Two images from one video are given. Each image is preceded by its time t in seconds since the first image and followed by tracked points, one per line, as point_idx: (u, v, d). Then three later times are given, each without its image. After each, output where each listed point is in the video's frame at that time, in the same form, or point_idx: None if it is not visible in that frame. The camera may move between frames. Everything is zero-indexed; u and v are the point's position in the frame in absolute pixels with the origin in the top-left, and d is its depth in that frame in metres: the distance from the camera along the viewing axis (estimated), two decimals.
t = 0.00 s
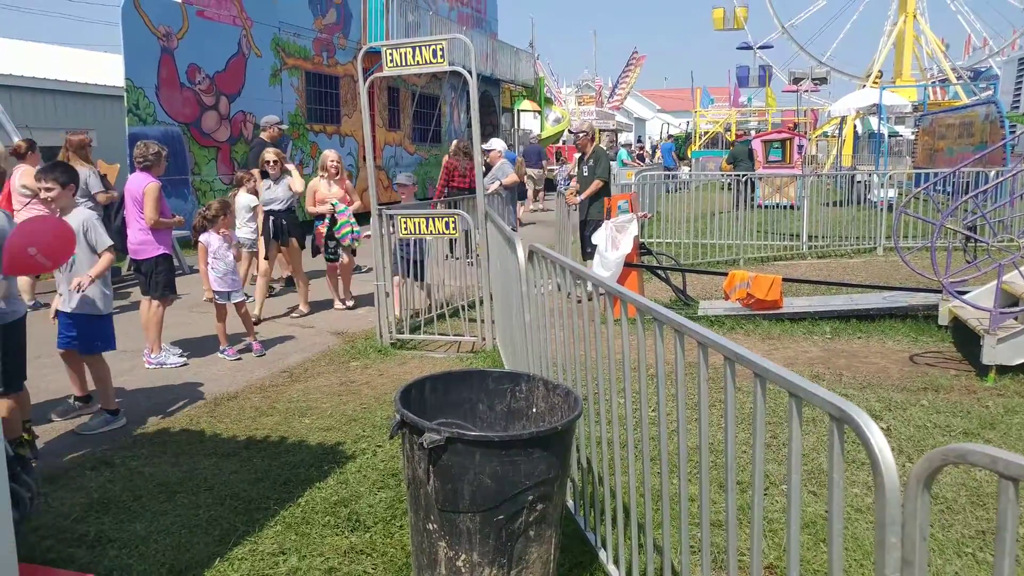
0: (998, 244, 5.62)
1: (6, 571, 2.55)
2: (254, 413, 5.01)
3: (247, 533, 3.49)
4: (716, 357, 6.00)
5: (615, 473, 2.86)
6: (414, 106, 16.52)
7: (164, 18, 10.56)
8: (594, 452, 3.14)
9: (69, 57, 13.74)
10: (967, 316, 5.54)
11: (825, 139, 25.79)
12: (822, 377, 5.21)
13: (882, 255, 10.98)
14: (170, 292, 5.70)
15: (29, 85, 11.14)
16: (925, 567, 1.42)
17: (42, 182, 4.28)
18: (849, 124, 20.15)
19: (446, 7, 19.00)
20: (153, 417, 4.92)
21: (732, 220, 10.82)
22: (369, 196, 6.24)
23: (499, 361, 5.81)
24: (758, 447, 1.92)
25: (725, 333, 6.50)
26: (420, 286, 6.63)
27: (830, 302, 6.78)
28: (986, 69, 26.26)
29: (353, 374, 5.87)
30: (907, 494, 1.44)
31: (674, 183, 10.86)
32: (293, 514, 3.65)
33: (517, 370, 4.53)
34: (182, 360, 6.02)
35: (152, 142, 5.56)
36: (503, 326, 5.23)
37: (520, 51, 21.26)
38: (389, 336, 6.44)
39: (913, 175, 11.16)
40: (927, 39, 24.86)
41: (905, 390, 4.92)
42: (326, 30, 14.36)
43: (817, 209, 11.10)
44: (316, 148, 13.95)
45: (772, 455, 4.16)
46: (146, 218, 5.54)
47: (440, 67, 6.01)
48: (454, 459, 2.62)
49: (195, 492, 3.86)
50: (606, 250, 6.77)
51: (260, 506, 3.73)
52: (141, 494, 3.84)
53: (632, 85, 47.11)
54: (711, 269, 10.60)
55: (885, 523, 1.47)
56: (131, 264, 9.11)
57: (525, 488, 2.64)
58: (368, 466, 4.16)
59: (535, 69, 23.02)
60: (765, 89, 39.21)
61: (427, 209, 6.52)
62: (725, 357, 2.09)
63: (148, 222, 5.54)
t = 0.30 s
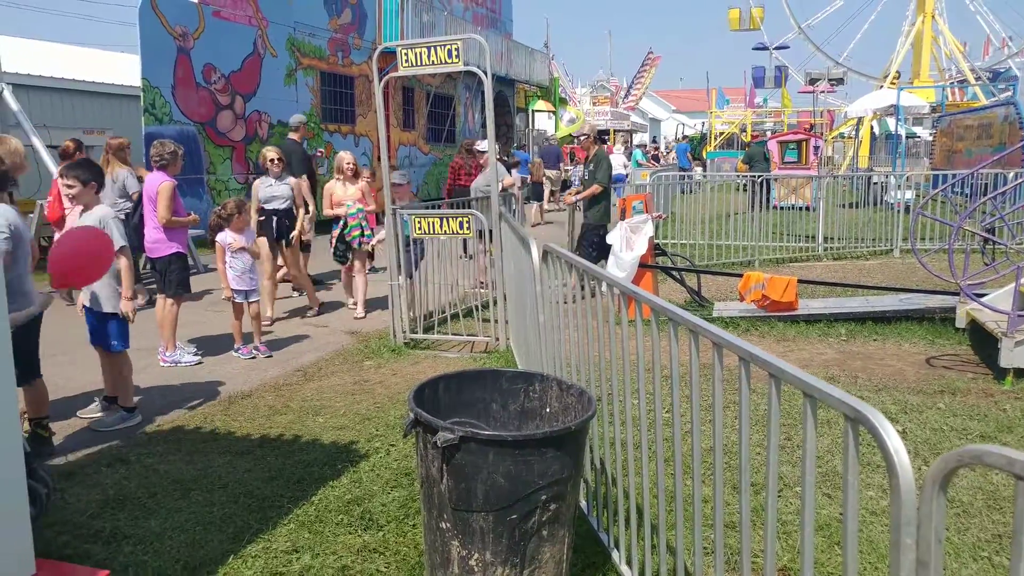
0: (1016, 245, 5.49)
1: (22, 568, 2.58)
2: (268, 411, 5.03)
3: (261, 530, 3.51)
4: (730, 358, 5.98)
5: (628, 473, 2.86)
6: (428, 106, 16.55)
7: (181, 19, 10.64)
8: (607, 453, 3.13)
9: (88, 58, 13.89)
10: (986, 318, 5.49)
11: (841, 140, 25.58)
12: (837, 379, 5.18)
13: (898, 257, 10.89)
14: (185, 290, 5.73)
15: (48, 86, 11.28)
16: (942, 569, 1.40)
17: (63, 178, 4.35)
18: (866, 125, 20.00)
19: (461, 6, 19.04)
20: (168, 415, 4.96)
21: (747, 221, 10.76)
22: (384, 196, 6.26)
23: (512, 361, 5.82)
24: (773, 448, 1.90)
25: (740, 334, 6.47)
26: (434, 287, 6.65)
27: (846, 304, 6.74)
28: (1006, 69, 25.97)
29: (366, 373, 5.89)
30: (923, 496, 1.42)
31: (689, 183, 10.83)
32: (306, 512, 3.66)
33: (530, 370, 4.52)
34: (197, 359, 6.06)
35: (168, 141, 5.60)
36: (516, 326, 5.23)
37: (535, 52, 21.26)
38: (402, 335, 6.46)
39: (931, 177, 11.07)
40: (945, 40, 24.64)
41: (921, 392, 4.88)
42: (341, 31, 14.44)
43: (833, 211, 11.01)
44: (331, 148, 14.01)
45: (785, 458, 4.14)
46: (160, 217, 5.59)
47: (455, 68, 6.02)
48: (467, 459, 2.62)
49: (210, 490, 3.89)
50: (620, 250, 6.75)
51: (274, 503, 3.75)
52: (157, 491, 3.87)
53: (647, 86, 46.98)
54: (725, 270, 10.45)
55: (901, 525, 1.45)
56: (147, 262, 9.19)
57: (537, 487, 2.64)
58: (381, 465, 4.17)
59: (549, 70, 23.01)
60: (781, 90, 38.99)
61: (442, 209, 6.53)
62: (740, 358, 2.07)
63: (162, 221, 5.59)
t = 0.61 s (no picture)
0: None
1: (32, 566, 2.61)
2: (277, 411, 5.06)
3: (270, 530, 3.53)
4: (739, 359, 5.97)
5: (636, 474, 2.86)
6: (437, 108, 16.58)
7: (192, 21, 10.70)
8: (615, 454, 3.14)
9: (100, 59, 13.97)
10: (996, 319, 5.45)
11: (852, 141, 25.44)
12: (847, 381, 5.16)
13: (909, 257, 10.84)
14: (195, 291, 5.76)
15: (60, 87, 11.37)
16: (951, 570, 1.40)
17: (78, 180, 4.38)
18: (876, 126, 19.89)
19: (470, 8, 19.06)
20: (178, 415, 4.99)
21: (757, 221, 10.74)
22: (394, 196, 6.29)
23: (520, 361, 5.83)
24: (781, 450, 1.89)
25: (749, 335, 6.46)
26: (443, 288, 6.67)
27: (856, 305, 6.71)
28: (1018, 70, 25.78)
29: (375, 373, 5.90)
30: (931, 496, 1.42)
31: (698, 184, 10.83)
32: (315, 512, 3.68)
33: (539, 371, 4.53)
34: (207, 359, 6.09)
35: (179, 143, 5.65)
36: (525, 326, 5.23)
37: (544, 53, 21.24)
38: (411, 336, 6.49)
39: (942, 177, 11.01)
40: (957, 40, 24.50)
41: (931, 394, 4.85)
42: (351, 32, 14.49)
43: (843, 211, 10.97)
44: (341, 149, 14.06)
45: (794, 458, 4.13)
46: (170, 217, 5.62)
47: (464, 69, 6.04)
48: (475, 459, 2.63)
49: (219, 490, 3.91)
50: (631, 251, 6.76)
51: (283, 503, 3.77)
52: (167, 491, 3.90)
53: (656, 87, 46.90)
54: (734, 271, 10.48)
55: (909, 525, 1.45)
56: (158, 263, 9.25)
57: (545, 487, 2.64)
58: (390, 465, 4.18)
59: (559, 71, 23.00)
60: (791, 90, 38.86)
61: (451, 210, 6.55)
62: (748, 358, 2.07)
63: (171, 221, 5.62)
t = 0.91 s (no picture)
0: None
1: (34, 567, 2.61)
2: (281, 412, 5.06)
3: (273, 531, 3.53)
4: (743, 360, 5.95)
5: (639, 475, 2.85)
6: (442, 108, 16.60)
7: (197, 22, 10.73)
8: (619, 455, 3.12)
9: (105, 62, 14.00)
10: (1002, 320, 5.43)
11: (857, 141, 25.38)
12: (851, 382, 5.14)
13: (914, 258, 10.81)
14: (198, 292, 5.76)
15: (64, 88, 11.38)
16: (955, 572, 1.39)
17: (84, 182, 4.39)
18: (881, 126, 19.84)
19: (474, 9, 19.08)
20: (182, 416, 4.99)
21: (761, 222, 10.73)
22: (398, 197, 6.30)
23: (523, 362, 5.83)
24: (784, 452, 1.88)
25: (754, 335, 6.45)
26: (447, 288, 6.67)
27: (860, 306, 6.70)
28: None
29: (379, 374, 5.91)
30: (935, 497, 1.41)
31: (702, 184, 10.82)
32: (318, 513, 3.68)
33: (542, 372, 4.53)
34: (210, 360, 6.10)
35: (184, 144, 5.69)
36: (529, 327, 5.23)
37: (549, 54, 21.25)
38: (415, 337, 6.51)
39: (947, 178, 10.97)
40: (962, 40, 24.46)
41: (936, 395, 4.83)
42: (355, 33, 14.52)
43: (847, 212, 10.94)
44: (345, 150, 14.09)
45: (798, 460, 4.12)
46: (174, 218, 5.63)
47: (468, 69, 6.04)
48: (478, 459, 2.62)
49: (222, 491, 3.92)
50: (636, 252, 6.74)
51: (286, 504, 3.77)
52: (169, 492, 3.90)
53: (661, 88, 46.87)
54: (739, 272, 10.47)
55: (911, 527, 1.44)
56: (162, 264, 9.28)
57: (547, 488, 2.63)
58: (393, 466, 4.18)
59: (563, 71, 23.01)
60: (796, 91, 38.80)
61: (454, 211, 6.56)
62: (751, 358, 2.07)
63: (175, 222, 5.63)
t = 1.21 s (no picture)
0: None
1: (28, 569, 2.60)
2: (279, 413, 5.06)
3: (270, 532, 3.53)
4: (741, 360, 5.95)
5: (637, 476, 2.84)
6: (440, 109, 16.60)
7: (195, 22, 10.73)
8: (616, 455, 3.12)
9: (104, 62, 14.00)
10: (999, 320, 5.44)
11: (855, 141, 25.38)
12: (849, 381, 5.14)
13: (912, 258, 10.82)
14: (196, 293, 5.77)
15: (62, 88, 11.39)
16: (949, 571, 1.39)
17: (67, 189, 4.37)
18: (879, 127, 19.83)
19: (473, 9, 19.09)
20: (179, 417, 4.99)
21: (759, 222, 10.74)
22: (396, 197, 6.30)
23: (521, 362, 5.84)
24: (780, 452, 1.89)
25: (752, 335, 6.45)
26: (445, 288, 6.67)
27: (858, 305, 6.70)
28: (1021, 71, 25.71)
29: (377, 375, 5.91)
30: (928, 496, 1.41)
31: (701, 184, 10.83)
32: (316, 514, 3.68)
33: (540, 372, 4.53)
34: (208, 361, 6.09)
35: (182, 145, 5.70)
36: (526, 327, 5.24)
37: (548, 55, 21.26)
38: (414, 337, 6.51)
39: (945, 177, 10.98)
40: (959, 41, 24.48)
41: (933, 394, 4.84)
42: (354, 34, 14.53)
43: (845, 212, 10.95)
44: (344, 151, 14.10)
45: (795, 459, 4.12)
46: (171, 219, 5.63)
47: (466, 70, 6.04)
48: (475, 460, 2.62)
49: (219, 492, 3.92)
50: (634, 252, 6.74)
51: (283, 506, 3.77)
52: (166, 493, 3.90)
53: (660, 88, 46.88)
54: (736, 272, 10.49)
55: (905, 525, 1.44)
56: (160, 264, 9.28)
57: (544, 489, 2.63)
58: (390, 467, 4.18)
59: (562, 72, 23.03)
60: (795, 91, 38.82)
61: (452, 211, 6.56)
62: (746, 358, 2.07)
63: (172, 223, 5.63)
